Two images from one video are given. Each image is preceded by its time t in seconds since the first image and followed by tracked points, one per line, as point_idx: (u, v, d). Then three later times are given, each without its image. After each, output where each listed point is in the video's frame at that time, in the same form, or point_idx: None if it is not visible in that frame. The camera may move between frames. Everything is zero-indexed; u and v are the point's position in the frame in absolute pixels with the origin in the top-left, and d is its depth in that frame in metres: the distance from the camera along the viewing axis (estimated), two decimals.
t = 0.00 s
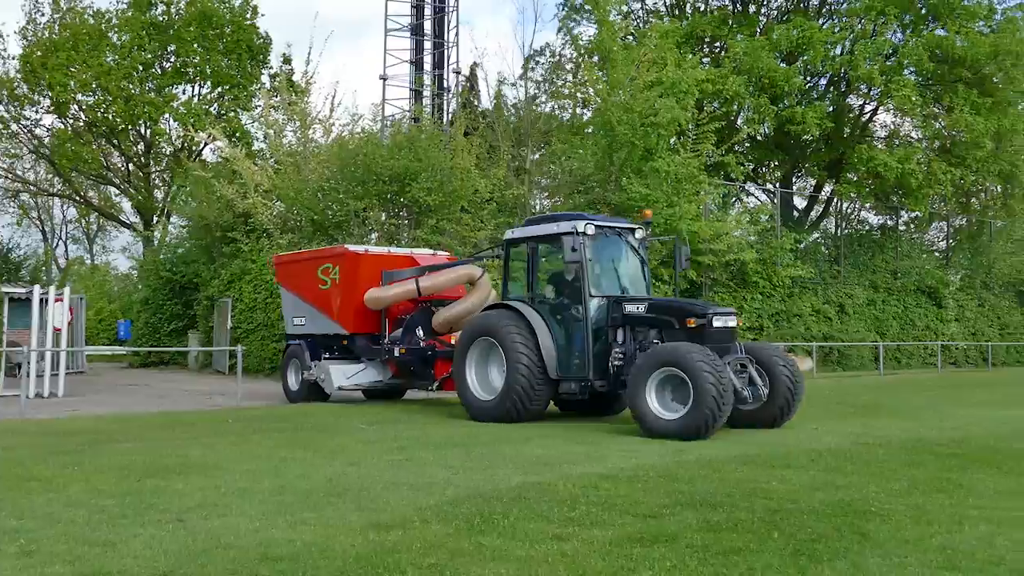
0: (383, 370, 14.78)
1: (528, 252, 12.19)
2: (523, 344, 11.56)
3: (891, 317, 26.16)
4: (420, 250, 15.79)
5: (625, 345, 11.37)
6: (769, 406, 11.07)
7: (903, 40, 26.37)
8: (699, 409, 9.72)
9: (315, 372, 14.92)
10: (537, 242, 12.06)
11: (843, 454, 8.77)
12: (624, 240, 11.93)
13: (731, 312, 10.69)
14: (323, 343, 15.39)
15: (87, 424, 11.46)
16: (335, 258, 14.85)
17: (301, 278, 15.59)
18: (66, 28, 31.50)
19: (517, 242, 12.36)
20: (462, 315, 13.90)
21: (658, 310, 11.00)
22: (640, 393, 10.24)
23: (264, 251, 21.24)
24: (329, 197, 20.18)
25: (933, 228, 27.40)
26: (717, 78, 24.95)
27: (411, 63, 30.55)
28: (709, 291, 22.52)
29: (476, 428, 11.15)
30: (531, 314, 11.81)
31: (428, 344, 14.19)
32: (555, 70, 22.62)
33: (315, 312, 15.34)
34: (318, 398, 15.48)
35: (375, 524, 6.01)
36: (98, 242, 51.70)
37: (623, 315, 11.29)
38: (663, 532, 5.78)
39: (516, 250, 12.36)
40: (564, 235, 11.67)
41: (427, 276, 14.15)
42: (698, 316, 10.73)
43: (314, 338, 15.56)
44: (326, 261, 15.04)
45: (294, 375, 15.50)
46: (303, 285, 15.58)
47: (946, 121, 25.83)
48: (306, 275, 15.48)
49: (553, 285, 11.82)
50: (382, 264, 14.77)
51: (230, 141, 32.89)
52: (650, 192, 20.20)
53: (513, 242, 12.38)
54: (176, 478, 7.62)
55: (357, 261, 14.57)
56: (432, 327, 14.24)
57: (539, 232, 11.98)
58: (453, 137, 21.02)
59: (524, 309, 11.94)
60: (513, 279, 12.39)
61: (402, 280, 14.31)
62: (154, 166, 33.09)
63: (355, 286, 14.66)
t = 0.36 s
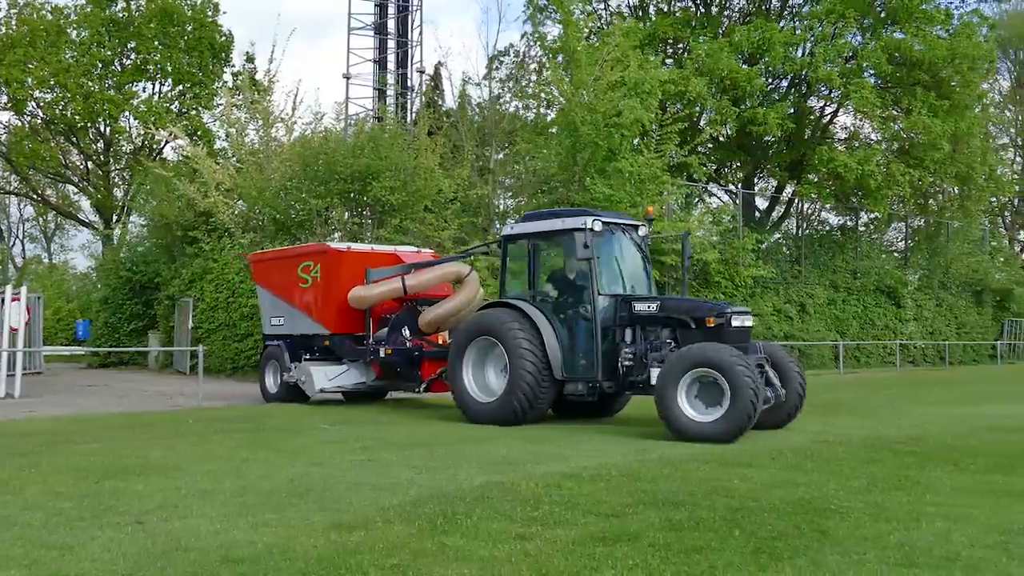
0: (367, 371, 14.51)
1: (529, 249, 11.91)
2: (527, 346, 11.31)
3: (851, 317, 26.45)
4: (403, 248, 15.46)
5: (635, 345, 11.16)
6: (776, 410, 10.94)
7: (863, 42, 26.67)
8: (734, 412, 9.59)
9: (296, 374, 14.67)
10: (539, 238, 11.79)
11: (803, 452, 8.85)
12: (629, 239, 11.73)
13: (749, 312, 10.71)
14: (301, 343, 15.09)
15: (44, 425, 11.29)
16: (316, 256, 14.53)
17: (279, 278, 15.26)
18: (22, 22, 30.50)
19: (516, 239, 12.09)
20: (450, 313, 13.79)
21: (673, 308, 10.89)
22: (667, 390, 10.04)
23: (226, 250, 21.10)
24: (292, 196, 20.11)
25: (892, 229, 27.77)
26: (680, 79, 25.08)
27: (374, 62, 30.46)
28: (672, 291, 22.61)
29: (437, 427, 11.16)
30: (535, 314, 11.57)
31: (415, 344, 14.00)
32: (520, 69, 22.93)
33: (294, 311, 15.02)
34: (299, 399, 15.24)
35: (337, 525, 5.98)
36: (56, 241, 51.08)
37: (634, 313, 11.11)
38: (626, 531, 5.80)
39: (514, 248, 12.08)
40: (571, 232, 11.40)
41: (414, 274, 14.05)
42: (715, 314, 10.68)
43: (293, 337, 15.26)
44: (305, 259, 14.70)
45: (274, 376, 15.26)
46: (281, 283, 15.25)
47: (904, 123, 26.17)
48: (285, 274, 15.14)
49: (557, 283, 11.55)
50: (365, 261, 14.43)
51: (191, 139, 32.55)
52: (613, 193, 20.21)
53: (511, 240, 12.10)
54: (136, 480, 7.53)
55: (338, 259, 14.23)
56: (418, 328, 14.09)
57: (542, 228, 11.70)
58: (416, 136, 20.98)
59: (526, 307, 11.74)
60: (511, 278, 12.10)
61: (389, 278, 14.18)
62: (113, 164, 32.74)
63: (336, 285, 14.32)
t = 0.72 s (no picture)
0: (359, 370, 14.00)
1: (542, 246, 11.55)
2: (547, 346, 10.84)
3: (819, 317, 26.51)
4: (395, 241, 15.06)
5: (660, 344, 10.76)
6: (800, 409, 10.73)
7: (830, 45, 26.91)
8: (783, 417, 9.39)
9: (284, 372, 14.12)
10: (554, 235, 11.45)
11: (770, 451, 8.92)
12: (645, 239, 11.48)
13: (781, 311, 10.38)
14: (290, 339, 14.60)
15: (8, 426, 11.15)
16: (308, 250, 14.01)
17: (267, 271, 14.75)
18: None
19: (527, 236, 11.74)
20: (446, 311, 13.37)
21: (700, 308, 10.52)
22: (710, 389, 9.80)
23: (194, 249, 20.97)
24: (261, 196, 20.02)
25: (859, 229, 27.98)
26: (650, 79, 25.18)
27: (344, 60, 30.36)
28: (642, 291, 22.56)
29: (406, 427, 11.13)
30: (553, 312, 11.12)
31: (411, 342, 13.52)
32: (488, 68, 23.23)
33: (282, 306, 14.55)
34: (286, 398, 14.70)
35: (306, 526, 5.94)
36: (21, 241, 50.50)
37: (658, 313, 10.71)
38: (596, 530, 5.82)
39: (525, 245, 11.71)
40: (592, 229, 11.12)
41: (410, 269, 13.53)
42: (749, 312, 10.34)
43: (280, 334, 14.76)
44: (295, 253, 14.21)
45: (262, 374, 14.76)
46: (269, 277, 14.75)
47: (871, 125, 26.40)
48: (272, 267, 14.64)
49: (575, 281, 11.18)
50: (359, 256, 13.96)
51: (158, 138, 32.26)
52: (584, 194, 19.91)
53: (523, 236, 11.72)
54: (102, 481, 7.45)
55: (331, 253, 13.73)
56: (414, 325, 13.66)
57: (557, 224, 11.37)
58: (386, 136, 20.96)
59: (542, 306, 11.28)
60: (523, 276, 11.71)
61: (383, 274, 13.64)
62: (79, 162, 32.41)
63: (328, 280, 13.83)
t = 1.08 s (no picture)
0: (359, 371, 13.49)
1: (567, 242, 11.07)
2: (582, 346, 10.46)
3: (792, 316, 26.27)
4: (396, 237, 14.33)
5: (696, 344, 10.51)
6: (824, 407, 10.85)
7: (801, 47, 27.09)
8: (847, 415, 9.46)
9: (279, 373, 13.58)
10: (582, 231, 10.99)
11: (740, 450, 8.98)
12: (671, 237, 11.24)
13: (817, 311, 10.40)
14: (285, 339, 13.93)
15: None
16: (307, 246, 13.30)
17: (259, 268, 14.04)
18: None
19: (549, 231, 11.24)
20: (451, 312, 12.97)
21: (740, 307, 10.38)
22: (773, 391, 9.62)
23: (164, 249, 20.83)
24: (234, 194, 19.95)
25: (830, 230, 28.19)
26: (623, 80, 25.22)
27: (317, 59, 30.22)
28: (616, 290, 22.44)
29: (377, 427, 11.10)
30: (584, 311, 10.73)
31: (415, 343, 13.04)
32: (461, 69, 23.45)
33: (276, 304, 13.86)
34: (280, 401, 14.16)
35: (277, 527, 5.92)
36: None
37: (693, 311, 10.50)
38: (568, 529, 5.83)
39: (547, 240, 11.21)
40: (627, 227, 10.73)
41: (415, 266, 12.95)
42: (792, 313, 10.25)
43: (274, 333, 14.09)
44: (291, 248, 13.50)
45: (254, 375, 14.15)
46: (261, 274, 14.05)
47: (841, 127, 26.62)
48: (266, 263, 13.92)
49: (606, 279, 10.78)
50: (361, 252, 13.26)
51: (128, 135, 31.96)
52: (557, 193, 19.98)
53: (545, 231, 11.23)
54: (69, 483, 7.36)
55: (331, 249, 13.03)
56: (418, 324, 13.19)
57: (586, 220, 10.93)
58: (358, 135, 20.92)
59: (570, 304, 10.85)
60: (545, 273, 11.22)
61: (387, 271, 13.03)
62: (47, 159, 32.06)
63: (326, 278, 13.14)
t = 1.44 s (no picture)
0: (348, 372, 13.16)
1: (589, 239, 10.73)
2: (613, 344, 10.13)
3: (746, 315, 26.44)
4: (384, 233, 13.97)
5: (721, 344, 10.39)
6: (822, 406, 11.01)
7: (756, 49, 27.38)
8: (887, 412, 9.65)
9: (263, 374, 13.19)
10: (605, 229, 10.68)
11: (693, 448, 9.05)
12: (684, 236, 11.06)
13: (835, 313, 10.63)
14: (268, 339, 13.60)
15: None
16: (293, 242, 12.95)
17: (240, 266, 13.66)
18: None
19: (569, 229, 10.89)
20: (446, 309, 12.81)
21: (767, 308, 10.39)
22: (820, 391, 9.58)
23: (115, 246, 20.55)
24: (187, 192, 19.73)
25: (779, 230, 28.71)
26: (579, 81, 25.30)
27: (272, 56, 29.98)
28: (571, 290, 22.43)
29: (333, 427, 11.03)
30: (611, 310, 10.42)
31: (411, 343, 12.73)
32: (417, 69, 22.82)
33: (259, 303, 13.51)
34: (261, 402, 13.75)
35: (229, 530, 5.85)
36: None
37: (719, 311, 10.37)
38: (522, 529, 5.84)
39: (566, 238, 10.84)
40: (653, 226, 10.50)
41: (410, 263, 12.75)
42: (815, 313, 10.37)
43: (255, 333, 13.75)
44: (276, 245, 13.13)
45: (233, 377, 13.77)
46: (242, 272, 13.67)
47: (795, 128, 27.00)
48: (248, 261, 13.55)
49: (632, 279, 10.52)
50: (350, 248, 12.94)
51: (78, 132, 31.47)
52: (513, 193, 20.25)
53: (563, 230, 10.86)
54: (16, 486, 7.23)
55: (319, 246, 12.68)
56: (413, 324, 12.92)
57: (609, 218, 10.63)
58: (313, 133, 20.80)
59: (596, 303, 10.49)
60: (563, 272, 10.85)
61: (381, 268, 12.79)
62: None
63: (314, 275, 12.80)
